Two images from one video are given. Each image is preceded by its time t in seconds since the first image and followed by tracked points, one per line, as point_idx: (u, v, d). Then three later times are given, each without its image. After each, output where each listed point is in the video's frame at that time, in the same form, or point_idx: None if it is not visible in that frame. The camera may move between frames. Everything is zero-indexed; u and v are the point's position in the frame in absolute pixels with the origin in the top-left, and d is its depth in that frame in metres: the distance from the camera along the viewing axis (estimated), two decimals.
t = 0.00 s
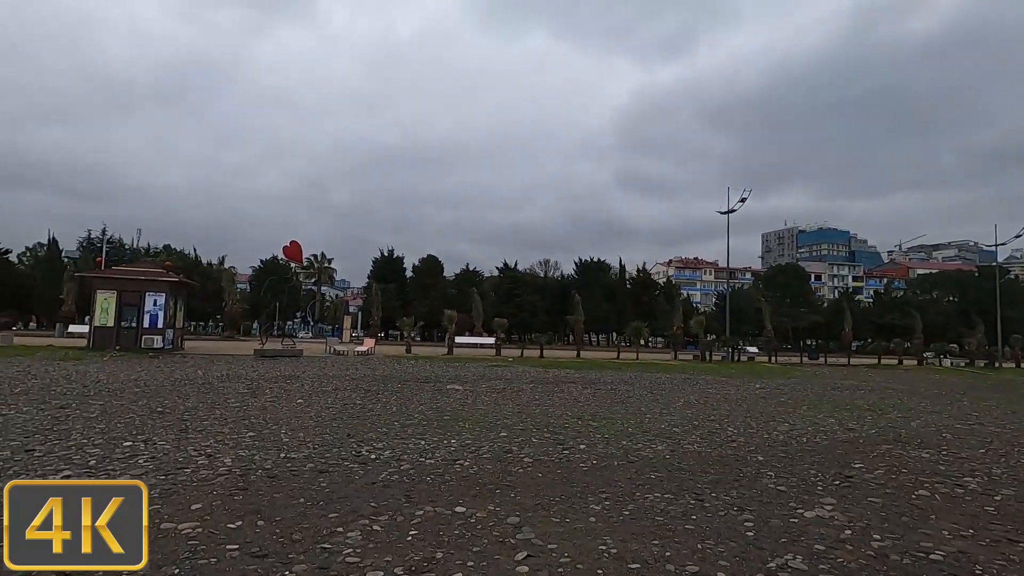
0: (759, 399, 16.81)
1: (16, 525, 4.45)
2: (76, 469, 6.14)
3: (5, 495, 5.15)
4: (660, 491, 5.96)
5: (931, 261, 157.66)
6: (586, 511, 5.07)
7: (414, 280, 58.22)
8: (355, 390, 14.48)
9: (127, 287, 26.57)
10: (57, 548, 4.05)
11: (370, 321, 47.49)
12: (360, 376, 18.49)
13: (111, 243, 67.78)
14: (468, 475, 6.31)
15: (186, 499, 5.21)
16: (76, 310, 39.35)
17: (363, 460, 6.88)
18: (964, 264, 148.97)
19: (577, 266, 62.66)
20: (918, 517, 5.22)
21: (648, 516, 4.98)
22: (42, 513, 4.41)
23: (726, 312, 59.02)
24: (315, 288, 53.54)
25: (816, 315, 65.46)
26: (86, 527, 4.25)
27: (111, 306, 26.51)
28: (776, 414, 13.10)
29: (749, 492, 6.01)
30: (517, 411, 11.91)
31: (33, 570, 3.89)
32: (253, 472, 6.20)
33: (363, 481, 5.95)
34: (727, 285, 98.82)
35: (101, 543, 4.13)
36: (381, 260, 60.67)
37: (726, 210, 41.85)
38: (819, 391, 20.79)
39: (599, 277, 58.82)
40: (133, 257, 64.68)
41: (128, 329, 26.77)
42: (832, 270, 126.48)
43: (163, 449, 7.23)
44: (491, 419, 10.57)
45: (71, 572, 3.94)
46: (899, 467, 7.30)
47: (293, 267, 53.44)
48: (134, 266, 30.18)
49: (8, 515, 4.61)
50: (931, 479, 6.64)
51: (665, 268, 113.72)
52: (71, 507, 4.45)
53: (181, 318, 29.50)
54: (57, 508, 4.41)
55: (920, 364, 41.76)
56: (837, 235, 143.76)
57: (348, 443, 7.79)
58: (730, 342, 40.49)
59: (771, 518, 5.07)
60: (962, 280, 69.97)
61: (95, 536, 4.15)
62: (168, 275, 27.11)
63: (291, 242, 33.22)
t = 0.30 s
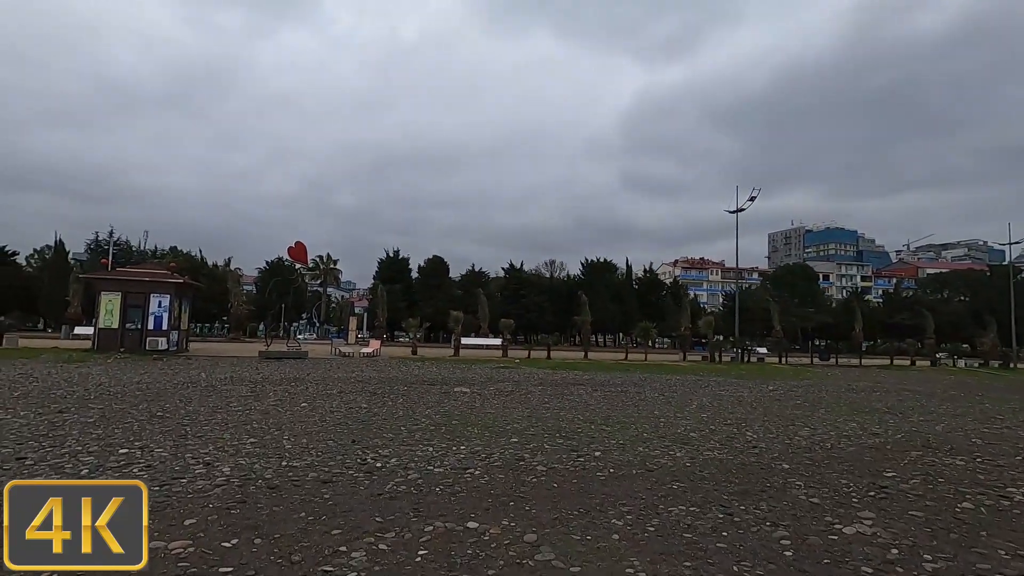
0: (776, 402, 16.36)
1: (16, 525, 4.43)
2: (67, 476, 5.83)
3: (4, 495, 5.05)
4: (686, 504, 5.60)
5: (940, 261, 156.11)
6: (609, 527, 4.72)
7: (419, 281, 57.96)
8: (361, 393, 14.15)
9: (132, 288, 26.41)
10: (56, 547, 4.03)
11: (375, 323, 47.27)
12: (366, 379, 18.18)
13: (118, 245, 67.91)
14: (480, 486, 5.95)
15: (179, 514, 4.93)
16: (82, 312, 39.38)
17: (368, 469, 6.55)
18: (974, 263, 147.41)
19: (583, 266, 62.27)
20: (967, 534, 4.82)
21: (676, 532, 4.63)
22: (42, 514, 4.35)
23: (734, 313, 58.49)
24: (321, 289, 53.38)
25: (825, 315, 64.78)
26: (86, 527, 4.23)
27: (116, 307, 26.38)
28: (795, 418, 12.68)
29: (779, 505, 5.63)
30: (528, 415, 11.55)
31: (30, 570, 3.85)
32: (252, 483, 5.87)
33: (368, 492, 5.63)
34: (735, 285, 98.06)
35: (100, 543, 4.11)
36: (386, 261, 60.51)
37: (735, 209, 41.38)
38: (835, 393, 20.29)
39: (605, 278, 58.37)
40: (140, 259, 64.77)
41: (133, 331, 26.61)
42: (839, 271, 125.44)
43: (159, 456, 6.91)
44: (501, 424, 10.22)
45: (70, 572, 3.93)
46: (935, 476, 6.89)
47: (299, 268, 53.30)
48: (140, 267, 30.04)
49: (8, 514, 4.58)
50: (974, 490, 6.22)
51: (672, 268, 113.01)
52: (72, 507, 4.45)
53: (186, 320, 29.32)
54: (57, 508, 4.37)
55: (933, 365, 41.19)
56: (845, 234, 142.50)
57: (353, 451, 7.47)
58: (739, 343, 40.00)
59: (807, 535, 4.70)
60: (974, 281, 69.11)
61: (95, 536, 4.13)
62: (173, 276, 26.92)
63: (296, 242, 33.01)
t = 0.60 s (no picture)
0: (789, 405, 16.02)
1: (15, 524, 4.60)
2: (60, 483, 5.59)
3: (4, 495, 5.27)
4: (711, 516, 5.27)
5: (947, 261, 154.97)
6: (631, 542, 4.43)
7: (424, 283, 57.71)
8: (365, 396, 13.86)
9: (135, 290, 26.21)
10: (57, 547, 4.19)
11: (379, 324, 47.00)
12: (371, 381, 17.92)
13: (123, 248, 67.90)
14: (494, 498, 5.63)
15: (173, 529, 4.69)
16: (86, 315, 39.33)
17: (375, 477, 6.24)
18: (981, 264, 146.35)
19: (588, 267, 61.97)
20: (1018, 551, 4.48)
21: (705, 550, 4.30)
22: (42, 514, 4.65)
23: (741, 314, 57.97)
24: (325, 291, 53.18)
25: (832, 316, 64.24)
26: (87, 527, 4.44)
27: (119, 309, 26.20)
28: (812, 422, 12.32)
29: (811, 517, 5.30)
30: (537, 419, 11.22)
31: (30, 569, 3.97)
32: (253, 493, 5.58)
33: (375, 503, 5.32)
34: (741, 287, 97.44)
35: (100, 543, 4.26)
36: (390, 262, 60.34)
37: (743, 209, 40.94)
38: (847, 395, 19.91)
39: (610, 279, 57.95)
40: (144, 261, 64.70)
41: (136, 333, 26.41)
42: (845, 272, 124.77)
43: (157, 464, 6.62)
44: (510, 428, 9.90)
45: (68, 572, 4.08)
46: (971, 486, 6.54)
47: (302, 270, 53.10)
48: (144, 269, 29.92)
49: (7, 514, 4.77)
50: (1016, 502, 5.87)
51: (676, 269, 112.44)
52: (71, 508, 4.74)
53: (189, 321, 29.11)
54: (57, 510, 4.65)
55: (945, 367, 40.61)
56: (851, 235, 141.49)
57: (358, 458, 7.16)
58: (746, 345, 39.63)
59: (845, 551, 4.38)
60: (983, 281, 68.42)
61: (95, 536, 4.32)
62: (176, 277, 26.70)
63: (300, 243, 32.79)
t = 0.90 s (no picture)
0: (804, 409, 15.59)
1: (14, 523, 4.36)
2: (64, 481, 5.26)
3: (3, 495, 4.89)
4: (744, 533, 4.92)
5: (953, 262, 153.96)
6: (663, 564, 4.08)
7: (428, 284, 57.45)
8: (371, 400, 13.55)
9: (138, 291, 25.99)
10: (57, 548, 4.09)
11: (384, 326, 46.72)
12: (376, 384, 17.61)
13: (127, 249, 67.91)
14: (509, 512, 5.30)
15: (169, 548, 4.38)
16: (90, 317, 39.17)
17: (382, 489, 5.93)
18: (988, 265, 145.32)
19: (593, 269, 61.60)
20: None
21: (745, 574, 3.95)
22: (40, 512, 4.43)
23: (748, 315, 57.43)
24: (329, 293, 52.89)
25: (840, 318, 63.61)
26: (87, 526, 4.25)
27: (122, 311, 25.98)
28: (831, 428, 11.93)
29: (851, 534, 4.95)
30: (547, 425, 10.83)
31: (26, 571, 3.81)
32: (254, 507, 5.27)
33: (383, 519, 4.98)
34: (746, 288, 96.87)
35: (101, 542, 4.17)
36: (394, 263, 60.16)
37: (751, 209, 40.44)
38: (862, 399, 19.45)
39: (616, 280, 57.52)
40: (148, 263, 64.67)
41: (139, 335, 26.20)
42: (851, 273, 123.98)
43: (154, 475, 6.31)
44: (521, 435, 9.55)
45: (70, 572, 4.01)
46: (1016, 499, 6.15)
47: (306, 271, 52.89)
48: (147, 270, 29.70)
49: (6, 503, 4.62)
50: None
51: (681, 270, 111.80)
52: (70, 507, 4.33)
53: (193, 323, 28.86)
54: (56, 507, 4.28)
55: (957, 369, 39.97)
56: (857, 236, 140.63)
57: (364, 467, 6.85)
58: (755, 347, 39.18)
59: None
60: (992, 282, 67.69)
61: (96, 536, 4.17)
62: (179, 279, 26.47)
63: (304, 244, 32.53)
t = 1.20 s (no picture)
0: (819, 412, 15.22)
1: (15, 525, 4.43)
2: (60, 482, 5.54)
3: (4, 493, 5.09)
4: (781, 549, 4.57)
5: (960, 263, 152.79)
6: None
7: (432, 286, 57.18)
8: (376, 403, 13.26)
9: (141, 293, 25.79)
10: (57, 547, 4.10)
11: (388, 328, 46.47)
12: (381, 386, 17.31)
13: (132, 252, 67.94)
14: (525, 525, 4.96)
15: (161, 564, 4.09)
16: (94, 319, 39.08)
17: (388, 498, 5.63)
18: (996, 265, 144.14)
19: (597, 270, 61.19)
20: None
21: None
22: (42, 514, 4.45)
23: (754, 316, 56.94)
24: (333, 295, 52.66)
25: (848, 319, 63.03)
26: (86, 527, 4.30)
27: (124, 313, 25.80)
28: (852, 432, 11.53)
29: (893, 550, 4.59)
30: (559, 429, 10.50)
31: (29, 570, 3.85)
32: (253, 518, 4.96)
33: (390, 533, 4.67)
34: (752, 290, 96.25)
35: (102, 543, 4.19)
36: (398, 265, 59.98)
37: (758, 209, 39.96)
38: (876, 402, 19.05)
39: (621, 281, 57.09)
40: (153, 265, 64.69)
41: (142, 337, 26.01)
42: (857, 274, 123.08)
43: (148, 483, 6.01)
44: (532, 440, 9.22)
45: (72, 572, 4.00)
46: None
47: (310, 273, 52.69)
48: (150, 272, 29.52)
49: (6, 512, 4.73)
50: None
51: (686, 272, 111.27)
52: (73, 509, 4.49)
53: (196, 325, 28.65)
54: (58, 510, 4.44)
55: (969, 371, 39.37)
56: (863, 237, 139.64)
57: (369, 475, 6.55)
58: (763, 348, 38.75)
59: None
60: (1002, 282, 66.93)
61: (96, 536, 4.20)
62: (182, 280, 26.27)
63: (308, 245, 32.30)
